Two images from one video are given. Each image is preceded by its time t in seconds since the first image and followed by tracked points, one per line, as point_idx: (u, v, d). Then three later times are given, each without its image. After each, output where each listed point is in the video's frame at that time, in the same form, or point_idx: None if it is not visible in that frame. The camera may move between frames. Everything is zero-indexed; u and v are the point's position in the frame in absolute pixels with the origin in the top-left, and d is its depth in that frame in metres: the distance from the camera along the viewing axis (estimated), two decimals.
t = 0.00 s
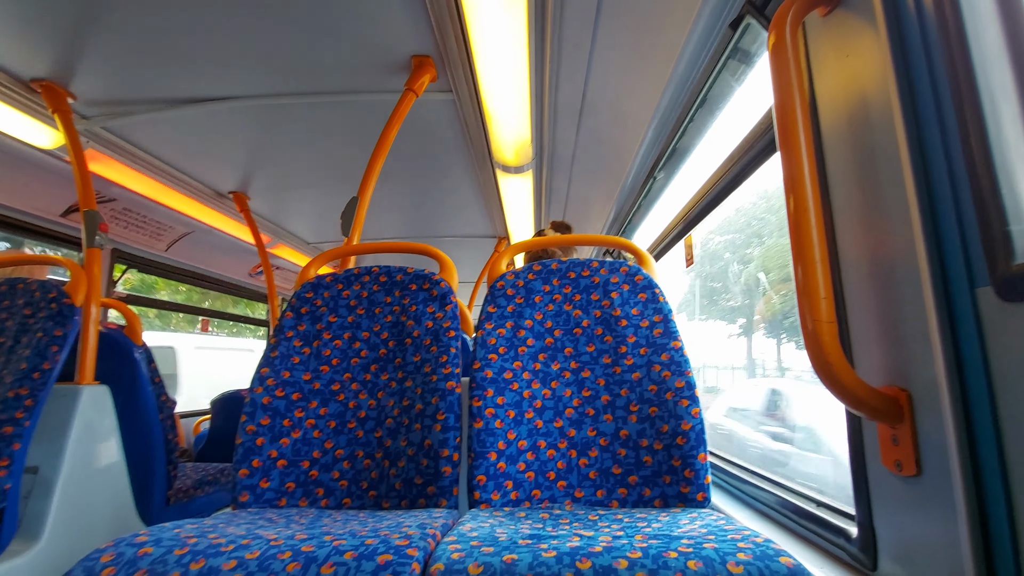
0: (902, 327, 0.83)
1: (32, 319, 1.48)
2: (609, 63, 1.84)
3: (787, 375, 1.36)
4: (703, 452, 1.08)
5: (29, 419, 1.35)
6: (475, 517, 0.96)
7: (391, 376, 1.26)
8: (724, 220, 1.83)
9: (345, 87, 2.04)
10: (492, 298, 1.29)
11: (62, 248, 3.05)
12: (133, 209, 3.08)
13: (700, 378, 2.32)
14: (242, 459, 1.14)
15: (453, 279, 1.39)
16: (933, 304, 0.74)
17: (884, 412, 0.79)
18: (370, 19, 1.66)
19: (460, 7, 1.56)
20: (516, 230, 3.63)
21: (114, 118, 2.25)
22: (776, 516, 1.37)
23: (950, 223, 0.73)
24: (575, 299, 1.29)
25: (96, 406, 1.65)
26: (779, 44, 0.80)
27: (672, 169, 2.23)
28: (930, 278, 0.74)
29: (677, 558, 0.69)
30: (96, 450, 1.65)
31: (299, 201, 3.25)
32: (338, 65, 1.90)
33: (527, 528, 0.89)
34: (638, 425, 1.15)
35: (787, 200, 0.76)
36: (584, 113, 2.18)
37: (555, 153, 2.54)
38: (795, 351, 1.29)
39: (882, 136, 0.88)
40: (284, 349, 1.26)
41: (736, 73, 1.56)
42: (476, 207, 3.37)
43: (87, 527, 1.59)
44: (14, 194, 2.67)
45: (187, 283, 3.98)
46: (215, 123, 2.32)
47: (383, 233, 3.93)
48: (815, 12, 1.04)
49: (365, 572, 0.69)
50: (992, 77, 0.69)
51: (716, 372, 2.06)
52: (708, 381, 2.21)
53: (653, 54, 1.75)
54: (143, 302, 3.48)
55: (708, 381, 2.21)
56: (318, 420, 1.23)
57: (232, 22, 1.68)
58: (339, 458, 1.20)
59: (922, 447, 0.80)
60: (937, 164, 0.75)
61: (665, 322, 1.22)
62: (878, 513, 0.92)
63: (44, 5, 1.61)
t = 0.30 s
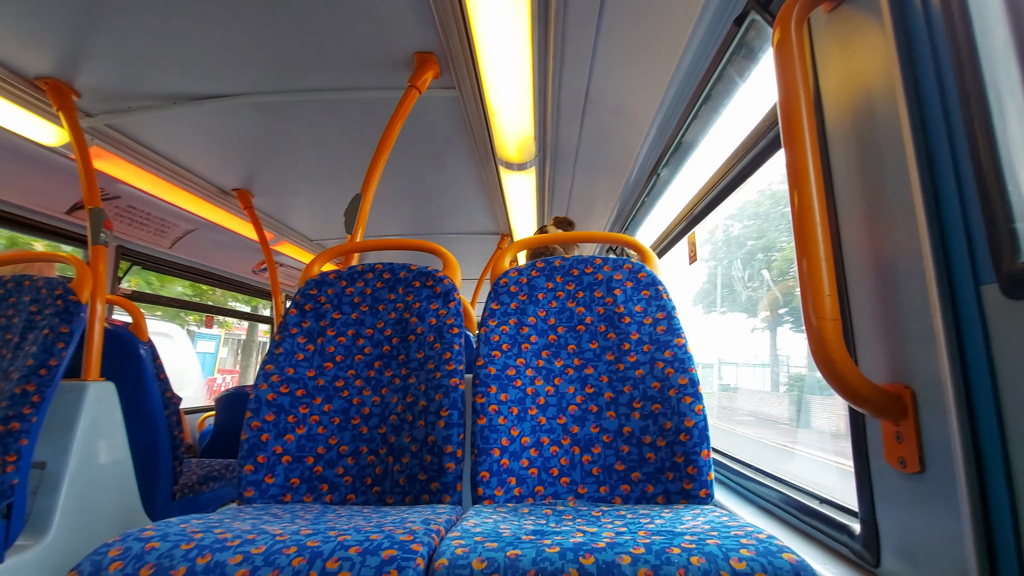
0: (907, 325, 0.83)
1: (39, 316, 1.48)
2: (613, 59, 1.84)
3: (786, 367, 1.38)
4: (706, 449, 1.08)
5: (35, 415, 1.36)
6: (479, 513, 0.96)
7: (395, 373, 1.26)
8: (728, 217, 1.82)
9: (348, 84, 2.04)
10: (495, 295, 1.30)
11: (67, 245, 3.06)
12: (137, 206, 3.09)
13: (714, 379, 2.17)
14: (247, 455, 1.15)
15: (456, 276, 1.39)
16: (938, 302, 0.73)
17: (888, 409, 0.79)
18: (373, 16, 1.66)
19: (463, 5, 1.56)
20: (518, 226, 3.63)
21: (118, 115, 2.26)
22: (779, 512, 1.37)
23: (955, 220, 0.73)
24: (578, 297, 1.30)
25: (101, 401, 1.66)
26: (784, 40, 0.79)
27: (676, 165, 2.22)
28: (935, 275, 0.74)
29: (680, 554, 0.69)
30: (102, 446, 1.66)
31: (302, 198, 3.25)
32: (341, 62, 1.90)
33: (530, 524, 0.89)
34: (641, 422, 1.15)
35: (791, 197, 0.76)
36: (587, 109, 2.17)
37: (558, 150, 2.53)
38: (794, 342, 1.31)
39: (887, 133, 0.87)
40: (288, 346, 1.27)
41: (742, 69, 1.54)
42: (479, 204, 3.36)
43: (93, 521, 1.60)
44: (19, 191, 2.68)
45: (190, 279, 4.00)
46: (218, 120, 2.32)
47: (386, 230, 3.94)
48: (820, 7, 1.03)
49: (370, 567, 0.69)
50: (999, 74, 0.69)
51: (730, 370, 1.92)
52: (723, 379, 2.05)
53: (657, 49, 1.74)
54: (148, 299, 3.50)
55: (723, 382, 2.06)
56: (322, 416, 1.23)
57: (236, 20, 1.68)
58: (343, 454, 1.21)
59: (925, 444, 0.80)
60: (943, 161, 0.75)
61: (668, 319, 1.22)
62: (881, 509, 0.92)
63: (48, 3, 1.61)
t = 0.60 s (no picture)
0: (910, 330, 0.83)
1: (44, 320, 1.48)
2: (615, 63, 1.84)
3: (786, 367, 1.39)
4: (709, 453, 1.08)
5: (40, 419, 1.37)
6: (482, 517, 0.97)
7: (398, 377, 1.27)
8: (731, 220, 1.82)
9: (351, 89, 2.05)
10: (498, 299, 1.30)
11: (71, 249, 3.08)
12: (141, 210, 3.11)
13: (728, 384, 2.00)
14: (251, 459, 1.15)
15: (459, 280, 1.40)
16: (941, 306, 0.73)
17: (891, 414, 0.79)
18: (377, 21, 1.67)
19: (466, 11, 1.57)
20: (520, 230, 3.63)
21: (123, 120, 2.27)
22: (784, 517, 1.36)
23: (958, 225, 0.73)
24: (581, 301, 1.30)
25: (106, 405, 1.67)
26: (786, 46, 0.80)
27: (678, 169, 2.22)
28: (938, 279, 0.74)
29: (684, 558, 0.69)
30: (107, 449, 1.66)
31: (304, 202, 3.26)
32: (345, 68, 1.91)
33: (534, 528, 0.89)
34: (644, 426, 1.16)
35: (793, 202, 0.76)
36: (589, 113, 2.18)
37: (560, 153, 2.54)
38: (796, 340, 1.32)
39: (889, 138, 0.87)
40: (292, 350, 1.27)
41: (744, 73, 1.54)
42: (481, 207, 3.37)
43: (97, 525, 1.61)
44: (24, 196, 2.69)
45: (193, 283, 4.01)
46: (222, 125, 2.33)
47: (388, 233, 3.94)
48: (822, 13, 1.04)
49: (374, 571, 0.69)
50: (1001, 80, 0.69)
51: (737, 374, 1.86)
52: (737, 385, 1.88)
53: (659, 53, 1.75)
54: (151, 302, 3.51)
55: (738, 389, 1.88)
56: (326, 420, 1.23)
57: (241, 26, 1.69)
58: (347, 458, 1.21)
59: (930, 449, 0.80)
60: (945, 166, 0.75)
61: (671, 323, 1.22)
62: (885, 514, 0.92)
63: (55, 10, 1.62)
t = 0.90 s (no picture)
0: (903, 331, 0.84)
1: (38, 319, 1.48)
2: (612, 64, 1.85)
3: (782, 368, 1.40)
4: (704, 453, 1.08)
5: (35, 418, 1.35)
6: (478, 517, 0.97)
7: (394, 376, 1.27)
8: (727, 221, 1.82)
9: (348, 88, 2.05)
10: (494, 299, 1.31)
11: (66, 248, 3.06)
12: (136, 209, 3.10)
13: (737, 386, 1.84)
14: (246, 459, 1.15)
15: (456, 280, 1.40)
16: (933, 307, 0.74)
17: (884, 414, 0.80)
18: (374, 22, 1.67)
19: (463, 12, 1.57)
20: (517, 230, 3.63)
21: (118, 119, 2.26)
22: (778, 516, 1.37)
23: (949, 226, 0.74)
24: (577, 301, 1.30)
25: (100, 404, 1.66)
26: (781, 48, 0.80)
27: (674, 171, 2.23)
28: (930, 281, 0.75)
29: (678, 558, 0.70)
30: (101, 449, 1.66)
31: (301, 201, 3.26)
32: (342, 67, 1.91)
33: (529, 528, 0.90)
34: (640, 426, 1.16)
35: (788, 203, 0.77)
36: (586, 113, 2.18)
37: (557, 153, 2.54)
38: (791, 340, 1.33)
39: (883, 140, 0.88)
40: (288, 350, 1.27)
41: (739, 75, 1.54)
42: (478, 207, 3.37)
43: (92, 524, 1.60)
44: (18, 194, 2.68)
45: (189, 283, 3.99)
46: (218, 124, 2.33)
47: (384, 233, 3.94)
48: (816, 15, 1.04)
49: (370, 571, 0.70)
50: (992, 83, 0.70)
51: (733, 374, 1.87)
52: (746, 385, 1.74)
53: (655, 54, 1.75)
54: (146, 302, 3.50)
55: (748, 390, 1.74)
56: (322, 420, 1.23)
57: (237, 25, 1.69)
58: (343, 457, 1.21)
59: (922, 449, 0.80)
60: (937, 168, 0.76)
61: (666, 323, 1.22)
62: (878, 514, 0.92)
63: (50, 7, 1.61)
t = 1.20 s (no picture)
0: (900, 333, 0.84)
1: (35, 321, 1.47)
2: (610, 66, 1.86)
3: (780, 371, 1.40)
4: (703, 455, 1.08)
5: (31, 421, 1.35)
6: (476, 519, 0.97)
7: (393, 378, 1.27)
8: (726, 222, 1.82)
9: (347, 90, 2.05)
10: (493, 301, 1.31)
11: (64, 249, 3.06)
12: (134, 210, 3.09)
13: (750, 391, 1.68)
14: (244, 461, 1.15)
15: (455, 282, 1.40)
16: (930, 309, 0.74)
17: (882, 416, 0.80)
18: (373, 24, 1.67)
19: (462, 13, 1.57)
20: (516, 232, 3.64)
21: (116, 120, 2.26)
22: (776, 518, 1.37)
23: (946, 229, 0.74)
24: (576, 303, 1.30)
25: (97, 406, 1.65)
26: (779, 51, 0.80)
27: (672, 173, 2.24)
28: (927, 283, 0.75)
29: (677, 560, 0.70)
30: (97, 451, 1.65)
31: (300, 203, 3.25)
32: (341, 69, 1.91)
33: (528, 530, 0.89)
34: (638, 428, 1.16)
35: (785, 207, 0.77)
36: (585, 115, 2.19)
37: (556, 154, 2.54)
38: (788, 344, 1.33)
39: (880, 142, 0.88)
40: (286, 351, 1.27)
41: (737, 78, 1.55)
42: (477, 209, 3.37)
43: (90, 526, 1.60)
44: (15, 195, 2.67)
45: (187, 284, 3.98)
46: (217, 125, 2.32)
47: (383, 234, 3.93)
48: (814, 19, 1.05)
49: (368, 573, 0.69)
50: (988, 87, 0.70)
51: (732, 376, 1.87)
52: (760, 390, 1.58)
53: (654, 56, 1.75)
54: (144, 303, 3.49)
55: (763, 397, 1.57)
56: (320, 422, 1.23)
57: (236, 27, 1.69)
58: (341, 459, 1.20)
59: (919, 450, 0.81)
60: (934, 171, 0.76)
61: (665, 325, 1.23)
62: (876, 516, 0.92)
63: (49, 9, 1.62)
